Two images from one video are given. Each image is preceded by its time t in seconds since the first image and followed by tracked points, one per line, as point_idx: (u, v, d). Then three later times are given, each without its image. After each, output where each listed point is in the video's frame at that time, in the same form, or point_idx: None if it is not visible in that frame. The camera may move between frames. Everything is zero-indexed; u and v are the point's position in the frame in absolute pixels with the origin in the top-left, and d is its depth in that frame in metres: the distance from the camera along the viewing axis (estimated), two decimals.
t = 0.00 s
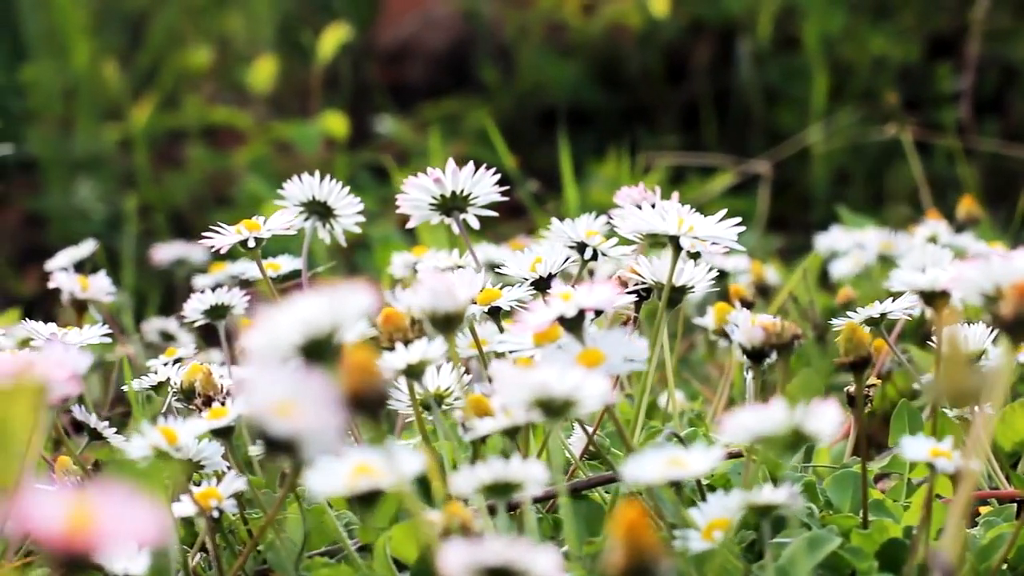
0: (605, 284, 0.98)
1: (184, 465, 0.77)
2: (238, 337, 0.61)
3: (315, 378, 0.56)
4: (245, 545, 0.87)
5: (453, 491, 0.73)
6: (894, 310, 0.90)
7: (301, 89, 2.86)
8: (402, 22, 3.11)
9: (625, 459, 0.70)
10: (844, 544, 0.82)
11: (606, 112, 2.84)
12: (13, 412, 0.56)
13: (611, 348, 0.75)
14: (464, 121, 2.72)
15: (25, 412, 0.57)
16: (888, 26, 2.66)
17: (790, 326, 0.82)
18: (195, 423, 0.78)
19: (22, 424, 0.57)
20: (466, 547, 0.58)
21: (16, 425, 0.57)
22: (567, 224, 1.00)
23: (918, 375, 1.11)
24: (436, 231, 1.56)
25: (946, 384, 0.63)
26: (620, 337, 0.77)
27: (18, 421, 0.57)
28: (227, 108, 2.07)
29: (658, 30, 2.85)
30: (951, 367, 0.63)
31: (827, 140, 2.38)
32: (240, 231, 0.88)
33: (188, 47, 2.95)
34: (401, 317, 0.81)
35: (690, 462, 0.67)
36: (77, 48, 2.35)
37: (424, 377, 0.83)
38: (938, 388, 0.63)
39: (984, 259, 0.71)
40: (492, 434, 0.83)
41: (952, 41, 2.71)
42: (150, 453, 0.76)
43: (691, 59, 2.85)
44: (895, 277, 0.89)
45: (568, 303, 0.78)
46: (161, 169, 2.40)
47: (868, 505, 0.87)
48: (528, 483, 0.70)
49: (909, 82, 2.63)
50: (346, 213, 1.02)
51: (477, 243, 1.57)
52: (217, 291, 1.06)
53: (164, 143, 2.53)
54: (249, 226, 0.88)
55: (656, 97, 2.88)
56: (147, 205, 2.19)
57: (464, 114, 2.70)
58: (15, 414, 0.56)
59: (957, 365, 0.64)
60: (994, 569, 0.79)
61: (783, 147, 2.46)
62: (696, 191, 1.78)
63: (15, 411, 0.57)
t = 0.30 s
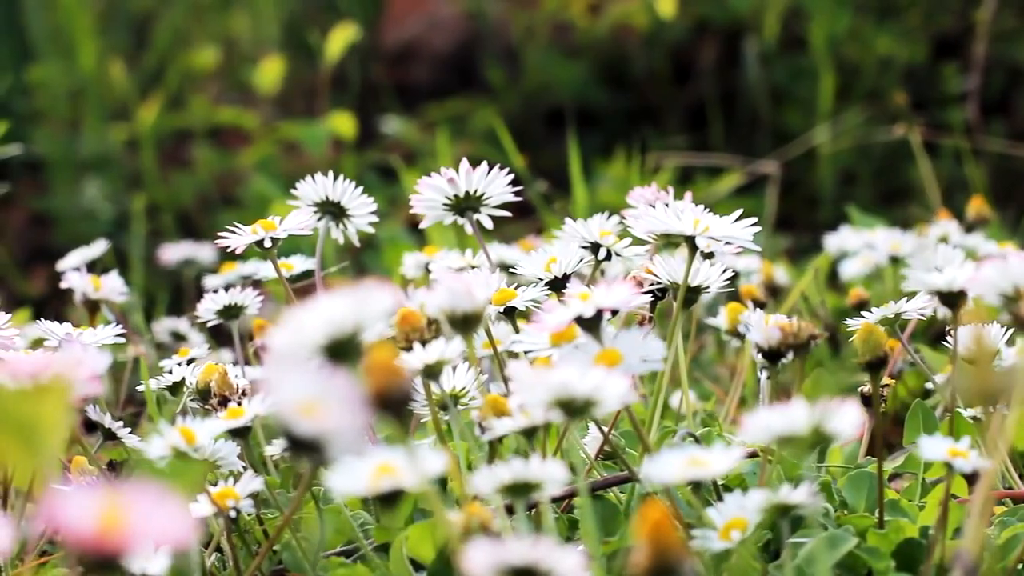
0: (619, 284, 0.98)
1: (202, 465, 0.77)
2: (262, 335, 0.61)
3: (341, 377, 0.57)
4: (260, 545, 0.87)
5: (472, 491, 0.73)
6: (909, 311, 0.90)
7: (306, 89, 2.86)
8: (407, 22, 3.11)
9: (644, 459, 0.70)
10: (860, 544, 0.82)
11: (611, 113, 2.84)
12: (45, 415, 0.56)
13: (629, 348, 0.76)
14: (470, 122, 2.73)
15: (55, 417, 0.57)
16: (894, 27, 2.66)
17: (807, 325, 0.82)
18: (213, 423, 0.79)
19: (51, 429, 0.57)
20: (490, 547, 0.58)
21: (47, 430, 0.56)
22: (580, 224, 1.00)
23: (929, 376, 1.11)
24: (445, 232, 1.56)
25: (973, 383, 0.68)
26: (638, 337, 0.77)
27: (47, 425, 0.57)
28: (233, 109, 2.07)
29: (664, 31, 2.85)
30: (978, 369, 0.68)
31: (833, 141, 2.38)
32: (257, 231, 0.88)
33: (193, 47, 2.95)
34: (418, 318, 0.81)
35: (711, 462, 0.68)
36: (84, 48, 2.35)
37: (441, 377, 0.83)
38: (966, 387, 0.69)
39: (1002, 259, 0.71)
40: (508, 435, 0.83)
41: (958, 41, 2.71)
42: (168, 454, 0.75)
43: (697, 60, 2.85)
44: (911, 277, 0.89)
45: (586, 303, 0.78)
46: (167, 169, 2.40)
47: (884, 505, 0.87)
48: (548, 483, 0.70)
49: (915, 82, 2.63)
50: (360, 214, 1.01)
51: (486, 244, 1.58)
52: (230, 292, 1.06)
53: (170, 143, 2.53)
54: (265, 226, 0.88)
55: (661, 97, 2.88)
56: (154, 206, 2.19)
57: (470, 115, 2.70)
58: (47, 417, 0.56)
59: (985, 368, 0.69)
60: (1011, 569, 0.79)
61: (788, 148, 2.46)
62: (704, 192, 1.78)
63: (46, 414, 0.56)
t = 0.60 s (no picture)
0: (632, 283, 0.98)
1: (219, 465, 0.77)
2: (286, 336, 0.61)
3: (364, 376, 0.57)
4: (276, 545, 0.87)
5: (490, 491, 0.73)
6: (924, 310, 0.90)
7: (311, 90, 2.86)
8: (413, 22, 3.12)
9: (663, 459, 0.70)
10: (876, 544, 0.82)
11: (617, 113, 2.84)
12: (74, 410, 0.54)
13: (646, 348, 0.76)
14: (475, 122, 2.72)
15: (82, 413, 0.55)
16: (900, 27, 2.65)
17: (823, 326, 0.83)
18: (230, 422, 0.79)
19: (79, 425, 0.55)
20: (512, 547, 0.58)
21: (75, 427, 0.54)
22: (593, 224, 1.01)
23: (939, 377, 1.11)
24: (454, 232, 1.56)
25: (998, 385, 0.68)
26: (655, 338, 0.77)
27: (75, 421, 0.55)
28: (240, 108, 2.07)
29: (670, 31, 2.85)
30: (1003, 369, 0.67)
31: (840, 141, 2.38)
32: (272, 231, 0.88)
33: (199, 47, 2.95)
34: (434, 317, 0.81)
35: (731, 462, 0.68)
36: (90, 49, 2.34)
37: (457, 378, 0.83)
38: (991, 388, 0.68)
39: None
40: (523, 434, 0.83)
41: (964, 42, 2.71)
42: (186, 452, 0.75)
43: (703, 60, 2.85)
44: (925, 277, 0.90)
45: (603, 303, 0.78)
46: (174, 169, 2.40)
47: (898, 506, 0.88)
48: (566, 483, 0.70)
49: (922, 82, 2.63)
50: (372, 214, 1.01)
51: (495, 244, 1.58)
52: (243, 292, 1.06)
53: (176, 143, 2.53)
54: (281, 226, 0.89)
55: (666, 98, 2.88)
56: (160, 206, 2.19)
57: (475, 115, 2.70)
58: (75, 413, 0.55)
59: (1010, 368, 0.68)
60: None
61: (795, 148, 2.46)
62: (712, 192, 1.78)
63: (73, 411, 0.55)
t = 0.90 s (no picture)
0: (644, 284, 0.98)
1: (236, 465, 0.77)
2: (307, 337, 0.61)
3: (386, 376, 0.57)
4: (290, 545, 0.87)
5: (508, 491, 0.73)
6: (936, 309, 0.90)
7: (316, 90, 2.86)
8: (419, 22, 3.12)
9: (681, 458, 0.70)
10: (890, 543, 0.82)
11: (622, 113, 2.84)
12: (103, 411, 0.53)
13: (663, 349, 0.76)
14: (481, 122, 2.72)
15: (113, 412, 0.54)
16: (906, 28, 2.66)
17: (837, 325, 0.83)
18: (246, 423, 0.79)
19: (109, 423, 0.54)
20: (534, 547, 0.58)
21: (106, 427, 0.54)
22: (605, 224, 1.01)
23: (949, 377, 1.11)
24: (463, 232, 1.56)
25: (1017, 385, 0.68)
26: (671, 338, 0.77)
27: (105, 419, 0.54)
28: (247, 108, 2.07)
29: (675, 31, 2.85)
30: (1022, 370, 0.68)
31: (846, 141, 2.38)
32: (287, 231, 0.88)
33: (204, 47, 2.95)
34: (450, 318, 0.81)
35: (749, 461, 0.68)
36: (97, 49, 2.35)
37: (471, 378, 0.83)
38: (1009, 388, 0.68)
39: None
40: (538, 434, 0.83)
41: (969, 42, 2.71)
42: (204, 453, 0.75)
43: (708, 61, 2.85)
44: (937, 276, 0.90)
45: (620, 303, 0.78)
46: (179, 169, 2.40)
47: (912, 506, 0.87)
48: (584, 483, 0.70)
49: (928, 82, 2.63)
50: (384, 214, 1.01)
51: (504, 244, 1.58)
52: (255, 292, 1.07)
53: (182, 144, 2.53)
54: (295, 226, 0.89)
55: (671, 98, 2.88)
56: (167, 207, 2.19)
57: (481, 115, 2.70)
58: (105, 413, 0.54)
59: None
60: None
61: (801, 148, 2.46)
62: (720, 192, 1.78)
63: (102, 409, 0.54)
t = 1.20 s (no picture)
0: (658, 284, 0.98)
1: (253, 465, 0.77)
2: (329, 337, 0.62)
3: (410, 377, 0.57)
4: (304, 546, 0.87)
5: (527, 491, 0.73)
6: (951, 309, 0.90)
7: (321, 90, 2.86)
8: (424, 23, 3.12)
9: (701, 458, 0.70)
10: (906, 543, 0.82)
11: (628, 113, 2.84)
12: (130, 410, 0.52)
13: (681, 349, 0.76)
14: (486, 122, 2.73)
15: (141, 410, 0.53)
16: (912, 28, 2.66)
17: (853, 325, 0.83)
18: (263, 422, 0.79)
19: (137, 422, 0.53)
20: (556, 547, 0.58)
21: (133, 425, 0.52)
22: (618, 225, 1.01)
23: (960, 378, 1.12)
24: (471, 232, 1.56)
25: None
26: (689, 337, 0.77)
27: (133, 418, 0.53)
28: (254, 108, 2.07)
29: (681, 32, 2.85)
30: None
31: (853, 142, 2.39)
32: (302, 230, 0.88)
33: (210, 48, 2.95)
34: (467, 318, 0.81)
35: (768, 461, 0.68)
36: (104, 49, 2.35)
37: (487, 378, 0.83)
38: None
39: None
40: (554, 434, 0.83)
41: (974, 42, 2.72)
42: (222, 452, 0.75)
43: (714, 61, 2.85)
44: (951, 276, 0.89)
45: (637, 303, 0.78)
46: (186, 169, 2.40)
47: (927, 506, 0.88)
48: (602, 483, 0.70)
49: (935, 82, 2.63)
50: (398, 215, 1.01)
51: (511, 245, 1.58)
52: (268, 292, 1.07)
53: (188, 144, 2.53)
54: (311, 226, 0.89)
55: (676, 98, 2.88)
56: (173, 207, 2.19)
57: (487, 116, 2.71)
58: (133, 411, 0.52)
59: None
60: None
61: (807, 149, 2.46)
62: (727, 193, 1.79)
63: (129, 408, 0.53)
